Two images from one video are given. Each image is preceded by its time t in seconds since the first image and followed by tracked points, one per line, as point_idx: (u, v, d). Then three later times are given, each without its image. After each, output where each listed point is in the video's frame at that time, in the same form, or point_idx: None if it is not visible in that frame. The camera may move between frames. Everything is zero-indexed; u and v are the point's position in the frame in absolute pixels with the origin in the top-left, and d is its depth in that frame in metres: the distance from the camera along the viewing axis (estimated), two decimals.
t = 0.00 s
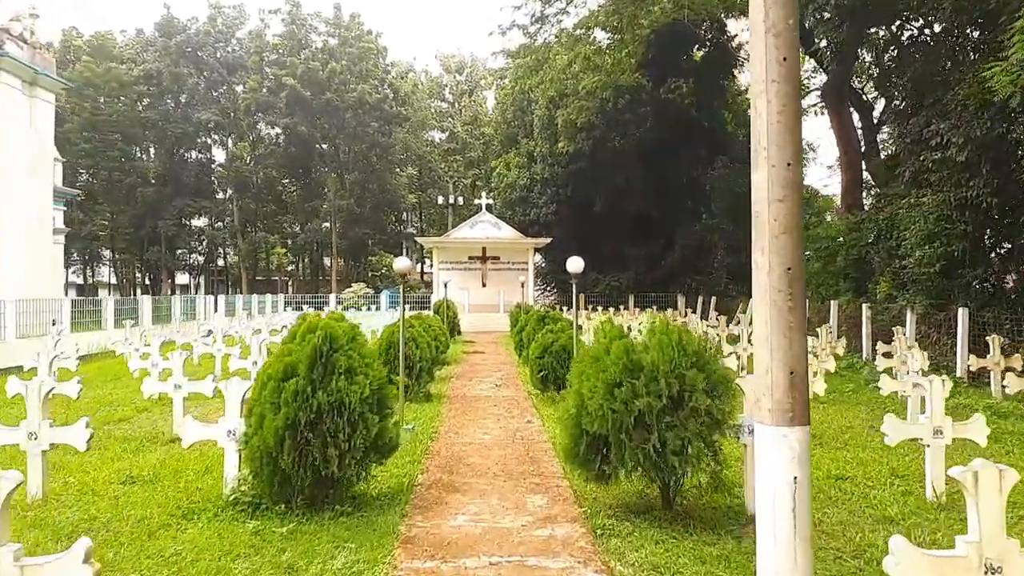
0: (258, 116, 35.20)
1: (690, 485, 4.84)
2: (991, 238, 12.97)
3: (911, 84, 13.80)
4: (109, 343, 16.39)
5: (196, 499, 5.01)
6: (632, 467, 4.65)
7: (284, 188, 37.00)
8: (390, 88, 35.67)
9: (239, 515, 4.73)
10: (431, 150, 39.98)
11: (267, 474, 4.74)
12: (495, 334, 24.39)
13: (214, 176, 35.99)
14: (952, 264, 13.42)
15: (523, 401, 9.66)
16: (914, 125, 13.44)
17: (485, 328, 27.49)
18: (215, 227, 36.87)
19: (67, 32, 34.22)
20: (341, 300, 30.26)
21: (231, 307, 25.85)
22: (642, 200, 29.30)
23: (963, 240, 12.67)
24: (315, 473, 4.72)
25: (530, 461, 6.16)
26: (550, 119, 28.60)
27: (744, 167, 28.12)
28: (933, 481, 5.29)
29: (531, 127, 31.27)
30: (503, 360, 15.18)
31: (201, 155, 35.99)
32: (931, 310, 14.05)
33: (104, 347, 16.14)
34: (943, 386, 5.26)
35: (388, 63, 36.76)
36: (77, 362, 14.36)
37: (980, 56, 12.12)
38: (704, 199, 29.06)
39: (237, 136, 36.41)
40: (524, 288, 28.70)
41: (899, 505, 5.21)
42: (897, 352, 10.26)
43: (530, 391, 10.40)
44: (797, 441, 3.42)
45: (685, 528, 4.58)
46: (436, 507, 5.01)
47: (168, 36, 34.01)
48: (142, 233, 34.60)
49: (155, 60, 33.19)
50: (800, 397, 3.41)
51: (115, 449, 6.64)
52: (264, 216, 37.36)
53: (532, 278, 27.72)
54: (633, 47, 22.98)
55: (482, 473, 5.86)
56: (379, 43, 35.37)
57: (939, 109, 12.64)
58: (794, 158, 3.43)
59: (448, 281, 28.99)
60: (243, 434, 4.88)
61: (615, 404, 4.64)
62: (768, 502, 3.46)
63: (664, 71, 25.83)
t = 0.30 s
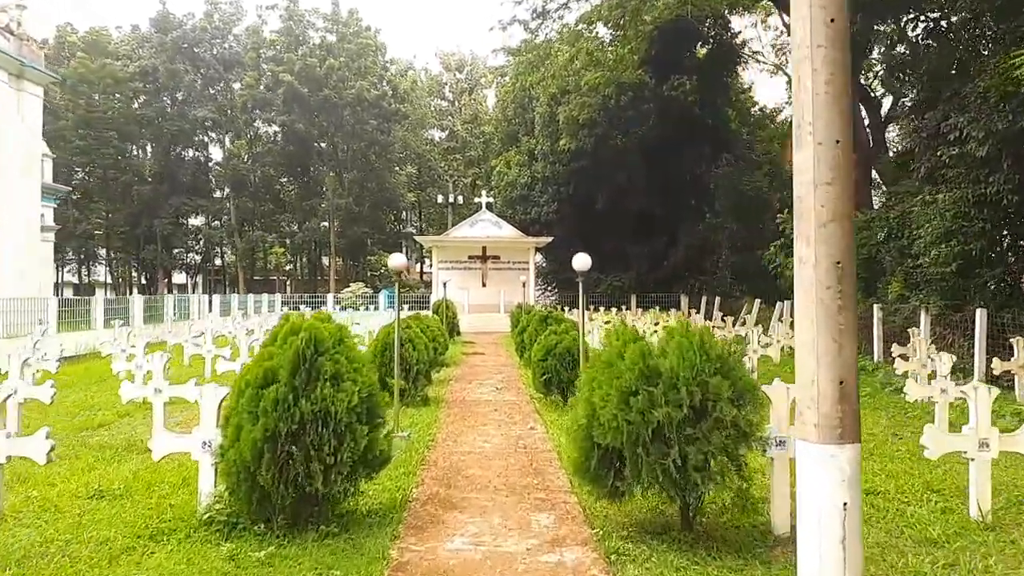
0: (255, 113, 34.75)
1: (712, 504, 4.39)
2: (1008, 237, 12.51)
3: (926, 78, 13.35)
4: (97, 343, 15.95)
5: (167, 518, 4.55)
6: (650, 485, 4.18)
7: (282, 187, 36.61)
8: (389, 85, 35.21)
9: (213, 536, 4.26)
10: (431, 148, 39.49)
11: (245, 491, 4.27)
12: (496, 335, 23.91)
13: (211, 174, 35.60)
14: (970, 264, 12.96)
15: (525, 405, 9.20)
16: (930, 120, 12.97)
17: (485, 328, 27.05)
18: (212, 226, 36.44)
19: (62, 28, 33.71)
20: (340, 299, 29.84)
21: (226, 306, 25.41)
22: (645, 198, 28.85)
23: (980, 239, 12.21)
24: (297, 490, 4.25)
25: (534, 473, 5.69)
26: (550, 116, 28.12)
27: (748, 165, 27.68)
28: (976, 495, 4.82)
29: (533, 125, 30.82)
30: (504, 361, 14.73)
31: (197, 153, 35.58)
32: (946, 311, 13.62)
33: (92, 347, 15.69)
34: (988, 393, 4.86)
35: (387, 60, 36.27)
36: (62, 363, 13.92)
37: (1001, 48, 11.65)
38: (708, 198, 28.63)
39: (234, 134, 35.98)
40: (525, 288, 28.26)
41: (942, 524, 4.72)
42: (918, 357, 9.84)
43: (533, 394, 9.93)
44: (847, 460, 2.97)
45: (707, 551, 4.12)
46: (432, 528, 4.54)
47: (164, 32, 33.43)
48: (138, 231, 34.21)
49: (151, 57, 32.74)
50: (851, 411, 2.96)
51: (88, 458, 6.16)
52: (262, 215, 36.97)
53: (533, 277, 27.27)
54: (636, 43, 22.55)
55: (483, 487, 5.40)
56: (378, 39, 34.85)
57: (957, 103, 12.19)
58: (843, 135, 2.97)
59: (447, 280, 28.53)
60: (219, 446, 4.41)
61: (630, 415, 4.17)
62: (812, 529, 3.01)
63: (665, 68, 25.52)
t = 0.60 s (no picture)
0: (250, 112, 34.34)
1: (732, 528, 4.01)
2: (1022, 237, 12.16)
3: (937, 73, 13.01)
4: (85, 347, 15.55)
5: (134, 543, 4.15)
6: (665, 508, 3.80)
7: (279, 186, 36.85)
8: (386, 83, 34.84)
9: (183, 565, 3.87)
10: (429, 148, 39.12)
11: (219, 516, 3.88)
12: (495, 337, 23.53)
13: (206, 174, 35.21)
14: (981, 264, 12.58)
15: (526, 412, 8.82)
16: (941, 117, 12.63)
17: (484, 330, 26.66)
18: (207, 226, 36.03)
19: (55, 25, 33.16)
20: (336, 300, 29.44)
21: (220, 308, 25.01)
22: (646, 197, 28.47)
23: (994, 239, 11.87)
24: (277, 514, 3.87)
25: (537, 490, 5.31)
26: (550, 114, 27.54)
27: (749, 164, 27.30)
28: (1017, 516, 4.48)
29: (531, 123, 30.45)
30: (503, 365, 14.35)
31: (193, 152, 35.20)
32: (958, 312, 13.30)
33: (80, 351, 15.30)
34: None
35: (384, 58, 35.88)
36: (45, 368, 13.52)
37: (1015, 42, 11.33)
38: (709, 197, 28.26)
39: (230, 134, 35.63)
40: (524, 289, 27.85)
41: (981, 547, 4.35)
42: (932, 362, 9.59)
43: (533, 400, 9.54)
44: (897, 490, 2.60)
45: None
46: (425, 553, 4.16)
47: (159, 30, 33.22)
48: (133, 232, 33.80)
49: (145, 55, 32.34)
50: (902, 433, 2.59)
51: (59, 473, 5.76)
52: (259, 215, 36.59)
53: (532, 278, 26.88)
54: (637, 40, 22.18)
55: (481, 505, 5.01)
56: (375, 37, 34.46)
57: (969, 99, 11.86)
58: (890, 119, 2.61)
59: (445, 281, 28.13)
60: (191, 465, 4.03)
61: (643, 431, 3.79)
62: (856, 565, 2.65)
63: (665, 66, 25.81)
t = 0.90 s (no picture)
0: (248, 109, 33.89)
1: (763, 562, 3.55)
2: None
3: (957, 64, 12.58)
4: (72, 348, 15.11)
5: None
6: (689, 540, 3.33)
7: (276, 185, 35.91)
8: (385, 79, 34.37)
9: None
10: (429, 145, 38.67)
11: (181, 549, 3.41)
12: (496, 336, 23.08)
13: (203, 171, 34.77)
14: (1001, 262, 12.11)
15: (528, 419, 8.36)
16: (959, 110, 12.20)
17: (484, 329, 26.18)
18: (204, 224, 35.58)
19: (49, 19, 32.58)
20: (335, 300, 29.00)
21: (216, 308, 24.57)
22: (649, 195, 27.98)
23: (1016, 236, 11.41)
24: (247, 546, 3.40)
25: (541, 509, 4.86)
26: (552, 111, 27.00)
27: (754, 161, 26.82)
28: None
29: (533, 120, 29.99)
30: (504, 366, 13.92)
31: (189, 150, 34.77)
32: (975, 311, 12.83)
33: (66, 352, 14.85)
34: None
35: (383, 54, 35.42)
36: (28, 371, 13.06)
37: None
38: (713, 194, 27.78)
39: (227, 131, 35.18)
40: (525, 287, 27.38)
41: None
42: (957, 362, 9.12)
43: (536, 405, 9.07)
44: (983, 534, 2.14)
45: None
46: None
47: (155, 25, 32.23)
48: (129, 230, 33.36)
49: (141, 51, 31.83)
50: (990, 464, 2.12)
51: (21, 489, 5.30)
52: (256, 213, 36.14)
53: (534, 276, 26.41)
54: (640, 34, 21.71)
55: (479, 528, 4.54)
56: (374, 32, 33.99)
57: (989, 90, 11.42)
58: (975, 82, 2.15)
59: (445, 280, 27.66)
60: (150, 489, 3.56)
61: (664, 451, 3.33)
62: None
63: (669, 62, 25.49)
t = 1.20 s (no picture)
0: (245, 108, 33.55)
1: None
2: None
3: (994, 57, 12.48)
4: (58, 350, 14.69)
5: None
6: None
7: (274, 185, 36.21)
8: (384, 78, 33.94)
9: None
10: (428, 145, 38.37)
11: None
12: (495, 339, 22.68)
13: (199, 171, 34.43)
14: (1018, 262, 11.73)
15: (531, 427, 7.94)
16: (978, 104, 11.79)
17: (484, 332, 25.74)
18: (201, 225, 35.15)
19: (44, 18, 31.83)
20: (332, 301, 28.59)
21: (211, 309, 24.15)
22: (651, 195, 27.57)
23: None
24: None
25: (547, 531, 4.44)
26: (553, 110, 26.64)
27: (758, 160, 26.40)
28: None
29: (533, 119, 29.62)
30: (504, 370, 13.52)
31: (186, 149, 34.38)
32: (990, 314, 12.46)
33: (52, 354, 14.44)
34: None
35: (382, 52, 35.01)
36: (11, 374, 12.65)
37: None
38: (717, 194, 27.36)
39: (225, 130, 34.87)
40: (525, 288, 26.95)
41: None
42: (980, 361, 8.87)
43: (539, 412, 8.65)
44: None
45: None
46: None
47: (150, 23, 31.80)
48: (124, 230, 32.90)
49: (136, 48, 31.32)
50: None
51: None
52: (253, 213, 35.77)
53: (535, 277, 26.02)
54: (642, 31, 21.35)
55: (480, 551, 4.12)
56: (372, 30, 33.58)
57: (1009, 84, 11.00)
58: None
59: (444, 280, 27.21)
60: (108, 516, 3.13)
61: (693, 473, 2.91)
62: None
63: (671, 60, 25.00)
